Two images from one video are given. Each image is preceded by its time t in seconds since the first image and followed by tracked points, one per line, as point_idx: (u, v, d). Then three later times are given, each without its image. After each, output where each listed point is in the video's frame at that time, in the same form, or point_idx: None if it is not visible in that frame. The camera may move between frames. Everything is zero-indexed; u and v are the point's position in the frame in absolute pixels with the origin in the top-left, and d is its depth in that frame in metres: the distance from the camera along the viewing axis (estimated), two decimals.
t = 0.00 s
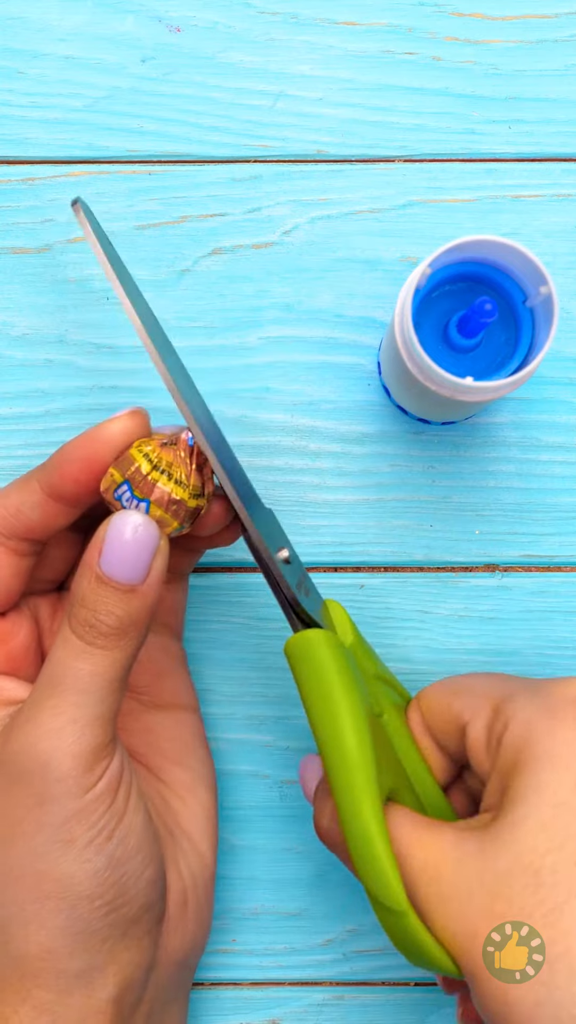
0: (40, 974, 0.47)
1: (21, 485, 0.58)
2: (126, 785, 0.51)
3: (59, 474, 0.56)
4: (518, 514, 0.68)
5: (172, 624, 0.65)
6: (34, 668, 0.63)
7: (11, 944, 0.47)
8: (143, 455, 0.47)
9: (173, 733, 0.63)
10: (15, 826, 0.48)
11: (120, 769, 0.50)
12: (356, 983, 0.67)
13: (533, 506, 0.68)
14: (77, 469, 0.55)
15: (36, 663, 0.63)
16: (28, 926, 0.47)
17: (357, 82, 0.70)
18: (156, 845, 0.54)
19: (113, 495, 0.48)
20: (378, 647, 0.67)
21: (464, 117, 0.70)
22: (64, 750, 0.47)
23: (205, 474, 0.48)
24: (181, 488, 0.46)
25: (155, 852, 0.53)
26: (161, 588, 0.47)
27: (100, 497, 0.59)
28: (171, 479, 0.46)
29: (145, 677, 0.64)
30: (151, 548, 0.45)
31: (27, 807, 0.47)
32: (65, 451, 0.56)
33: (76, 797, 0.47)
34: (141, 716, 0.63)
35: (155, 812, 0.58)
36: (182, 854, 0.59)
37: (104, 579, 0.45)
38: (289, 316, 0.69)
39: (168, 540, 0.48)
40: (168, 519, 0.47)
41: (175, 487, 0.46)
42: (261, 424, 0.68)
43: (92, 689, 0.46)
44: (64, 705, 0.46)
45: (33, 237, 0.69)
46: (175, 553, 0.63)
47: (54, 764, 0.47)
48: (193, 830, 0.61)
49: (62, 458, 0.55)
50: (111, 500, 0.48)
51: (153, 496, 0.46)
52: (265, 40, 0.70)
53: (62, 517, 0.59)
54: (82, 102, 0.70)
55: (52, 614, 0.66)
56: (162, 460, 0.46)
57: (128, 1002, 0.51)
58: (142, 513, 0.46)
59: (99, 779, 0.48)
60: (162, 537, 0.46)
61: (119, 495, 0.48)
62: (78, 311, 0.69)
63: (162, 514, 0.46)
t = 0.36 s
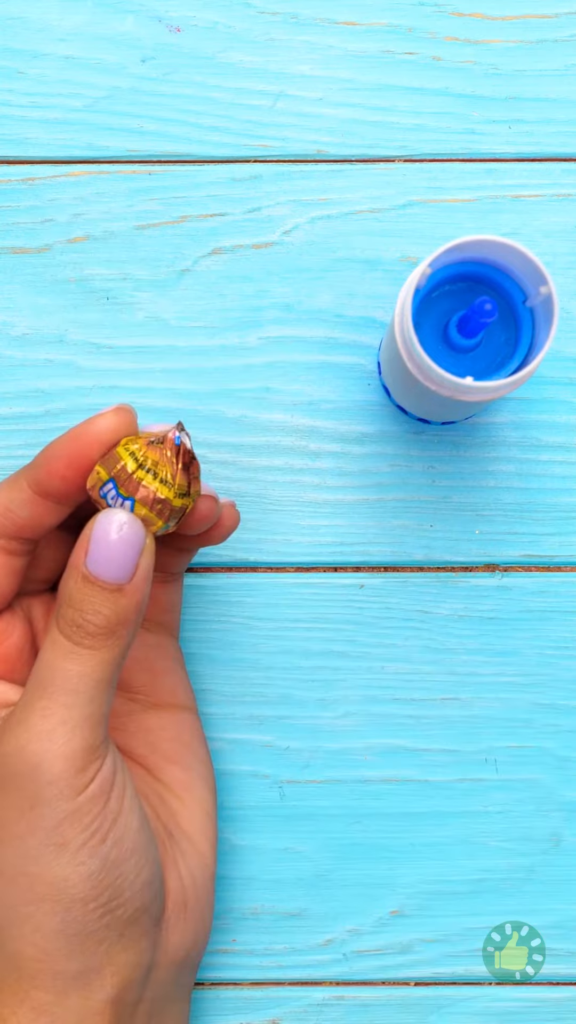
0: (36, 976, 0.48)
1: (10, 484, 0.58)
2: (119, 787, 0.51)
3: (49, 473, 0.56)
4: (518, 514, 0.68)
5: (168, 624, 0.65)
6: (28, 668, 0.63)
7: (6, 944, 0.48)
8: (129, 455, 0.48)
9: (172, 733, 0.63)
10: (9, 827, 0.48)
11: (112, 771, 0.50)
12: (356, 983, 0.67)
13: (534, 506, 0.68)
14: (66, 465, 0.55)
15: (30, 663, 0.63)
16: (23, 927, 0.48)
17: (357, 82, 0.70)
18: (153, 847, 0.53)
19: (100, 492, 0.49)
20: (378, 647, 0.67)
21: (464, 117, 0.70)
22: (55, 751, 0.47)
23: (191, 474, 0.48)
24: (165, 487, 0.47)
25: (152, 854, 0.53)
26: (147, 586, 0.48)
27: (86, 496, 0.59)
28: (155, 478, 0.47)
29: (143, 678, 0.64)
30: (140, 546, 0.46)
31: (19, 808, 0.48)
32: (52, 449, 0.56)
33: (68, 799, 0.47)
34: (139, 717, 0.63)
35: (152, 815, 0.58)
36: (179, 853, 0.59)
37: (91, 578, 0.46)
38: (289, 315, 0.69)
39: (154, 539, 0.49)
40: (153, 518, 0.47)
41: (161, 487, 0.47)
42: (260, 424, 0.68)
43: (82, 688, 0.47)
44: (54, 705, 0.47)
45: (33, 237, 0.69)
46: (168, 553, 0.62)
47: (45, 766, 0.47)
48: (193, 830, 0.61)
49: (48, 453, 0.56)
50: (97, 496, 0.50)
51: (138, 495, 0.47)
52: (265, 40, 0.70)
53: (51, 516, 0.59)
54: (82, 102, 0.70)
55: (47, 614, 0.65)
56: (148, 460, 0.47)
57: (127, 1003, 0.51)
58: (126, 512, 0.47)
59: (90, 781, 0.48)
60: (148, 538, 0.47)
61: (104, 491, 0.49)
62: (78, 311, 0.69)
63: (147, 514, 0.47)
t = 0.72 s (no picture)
0: (31, 978, 0.48)
1: (21, 488, 0.58)
2: (113, 790, 0.51)
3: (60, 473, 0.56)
4: (518, 514, 0.68)
5: (170, 625, 0.65)
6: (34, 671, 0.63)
7: (3, 948, 0.48)
8: (134, 455, 0.48)
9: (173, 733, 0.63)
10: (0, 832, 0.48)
11: (106, 774, 0.50)
12: (356, 983, 0.67)
13: (533, 506, 0.68)
14: (76, 464, 0.55)
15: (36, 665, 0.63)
16: (18, 931, 0.48)
17: (357, 82, 0.70)
18: (150, 849, 0.53)
19: (99, 485, 0.50)
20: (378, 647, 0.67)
21: (464, 117, 0.70)
22: (46, 755, 0.47)
23: (193, 483, 0.48)
24: (163, 492, 0.47)
25: (148, 856, 0.53)
26: (140, 587, 0.48)
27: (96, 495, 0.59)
28: (155, 482, 0.47)
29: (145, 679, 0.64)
30: (132, 547, 0.47)
31: (11, 812, 0.47)
32: (61, 448, 0.55)
33: (59, 803, 0.47)
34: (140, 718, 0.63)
35: (151, 816, 0.58)
36: (178, 854, 0.59)
37: (84, 579, 0.46)
38: (289, 315, 0.69)
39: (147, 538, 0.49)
40: (146, 520, 0.47)
41: (158, 491, 0.47)
42: (260, 424, 0.68)
43: (77, 690, 0.47)
44: (44, 707, 0.47)
45: (33, 237, 0.69)
46: (167, 554, 0.62)
47: (38, 770, 0.47)
48: (192, 830, 0.61)
49: (60, 452, 0.55)
50: (97, 488, 0.50)
51: (134, 496, 0.47)
52: (265, 39, 0.70)
53: (61, 517, 0.58)
54: (82, 102, 0.70)
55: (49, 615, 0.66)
56: (150, 464, 0.47)
57: (127, 1004, 0.51)
58: (121, 512, 0.47)
59: (82, 785, 0.48)
60: (139, 538, 0.48)
61: (103, 487, 0.49)
62: (78, 311, 0.69)
63: (140, 515, 0.47)
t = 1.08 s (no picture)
0: (31, 978, 0.48)
1: (25, 489, 0.59)
2: (113, 790, 0.51)
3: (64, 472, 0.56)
4: (517, 514, 0.68)
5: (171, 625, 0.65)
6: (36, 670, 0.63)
7: (3, 947, 0.48)
8: (139, 455, 0.49)
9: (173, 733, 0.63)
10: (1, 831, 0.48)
11: (105, 773, 0.50)
12: (356, 983, 0.67)
13: (534, 506, 0.68)
14: (81, 464, 0.55)
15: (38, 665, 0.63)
16: (18, 931, 0.48)
17: (357, 82, 0.70)
18: (150, 850, 0.53)
19: (103, 486, 0.50)
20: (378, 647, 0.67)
21: (464, 117, 0.70)
22: (46, 754, 0.47)
23: (193, 487, 0.49)
24: (167, 493, 0.48)
25: (148, 856, 0.53)
26: (142, 587, 0.48)
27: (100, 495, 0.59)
28: (159, 483, 0.48)
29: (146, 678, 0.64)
30: (135, 548, 0.47)
31: (10, 812, 0.47)
32: (67, 448, 0.55)
33: (59, 803, 0.47)
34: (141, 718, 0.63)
35: (152, 815, 0.58)
36: (178, 855, 0.59)
37: (86, 578, 0.46)
38: (289, 316, 0.69)
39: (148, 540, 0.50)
40: (150, 521, 0.48)
41: (163, 492, 0.48)
42: (261, 424, 0.68)
43: (78, 690, 0.47)
44: (45, 706, 0.47)
45: (33, 237, 0.69)
46: (167, 555, 0.62)
47: (38, 769, 0.47)
48: (192, 830, 0.61)
49: (65, 453, 0.55)
50: (100, 488, 0.50)
51: (138, 497, 0.48)
52: (265, 40, 0.70)
53: (64, 517, 0.58)
54: (82, 103, 0.70)
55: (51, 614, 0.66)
56: (155, 465, 0.48)
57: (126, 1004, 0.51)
58: (124, 512, 0.48)
59: (81, 784, 0.48)
60: (143, 538, 0.48)
61: (106, 488, 0.50)
62: (78, 311, 0.69)
63: (144, 516, 0.48)
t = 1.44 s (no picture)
0: (29, 978, 0.48)
1: (24, 489, 0.59)
2: (111, 792, 0.50)
3: (64, 474, 0.56)
4: (518, 514, 0.68)
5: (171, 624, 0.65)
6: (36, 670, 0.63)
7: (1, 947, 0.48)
8: (138, 459, 0.48)
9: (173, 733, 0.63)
10: None
11: (104, 775, 0.50)
12: (356, 983, 0.67)
13: (534, 506, 0.68)
14: (81, 465, 0.55)
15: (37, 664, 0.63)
16: (17, 931, 0.48)
17: (357, 82, 0.70)
18: (149, 851, 0.53)
19: (103, 489, 0.50)
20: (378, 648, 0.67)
21: (464, 117, 0.70)
22: (44, 755, 0.47)
23: (192, 490, 0.49)
24: (167, 496, 0.48)
25: (147, 858, 0.53)
26: (143, 590, 0.48)
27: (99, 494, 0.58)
28: (158, 486, 0.48)
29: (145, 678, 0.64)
30: (136, 550, 0.47)
31: (9, 812, 0.47)
32: (66, 449, 0.55)
33: (57, 804, 0.47)
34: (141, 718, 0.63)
35: (151, 815, 0.58)
36: (177, 855, 0.59)
37: (87, 579, 0.46)
38: (289, 316, 0.69)
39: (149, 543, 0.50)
40: (150, 525, 0.48)
41: (163, 496, 0.48)
42: (261, 424, 0.68)
43: (78, 691, 0.47)
44: (44, 707, 0.47)
45: (33, 237, 0.69)
46: (167, 555, 0.62)
47: (36, 771, 0.47)
48: (191, 830, 0.61)
49: (65, 454, 0.55)
50: (101, 491, 0.50)
51: (138, 501, 0.48)
52: (265, 40, 0.70)
53: (62, 517, 0.58)
54: (82, 102, 0.70)
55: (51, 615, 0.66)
56: (156, 469, 0.48)
57: (124, 1005, 0.51)
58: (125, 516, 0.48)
59: (80, 785, 0.48)
60: (144, 541, 0.48)
61: (107, 491, 0.49)
62: (78, 311, 0.69)
63: (145, 520, 0.48)
